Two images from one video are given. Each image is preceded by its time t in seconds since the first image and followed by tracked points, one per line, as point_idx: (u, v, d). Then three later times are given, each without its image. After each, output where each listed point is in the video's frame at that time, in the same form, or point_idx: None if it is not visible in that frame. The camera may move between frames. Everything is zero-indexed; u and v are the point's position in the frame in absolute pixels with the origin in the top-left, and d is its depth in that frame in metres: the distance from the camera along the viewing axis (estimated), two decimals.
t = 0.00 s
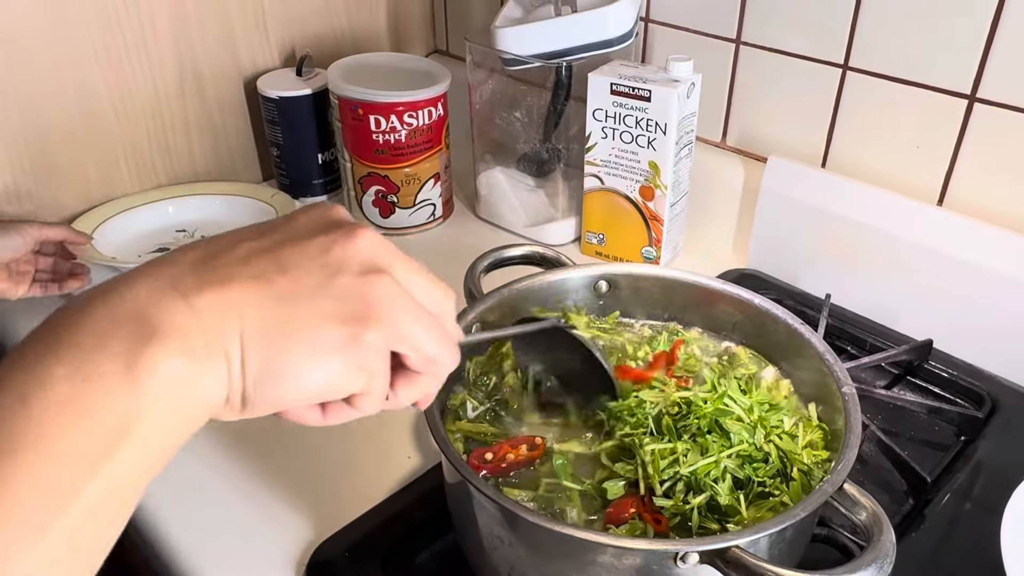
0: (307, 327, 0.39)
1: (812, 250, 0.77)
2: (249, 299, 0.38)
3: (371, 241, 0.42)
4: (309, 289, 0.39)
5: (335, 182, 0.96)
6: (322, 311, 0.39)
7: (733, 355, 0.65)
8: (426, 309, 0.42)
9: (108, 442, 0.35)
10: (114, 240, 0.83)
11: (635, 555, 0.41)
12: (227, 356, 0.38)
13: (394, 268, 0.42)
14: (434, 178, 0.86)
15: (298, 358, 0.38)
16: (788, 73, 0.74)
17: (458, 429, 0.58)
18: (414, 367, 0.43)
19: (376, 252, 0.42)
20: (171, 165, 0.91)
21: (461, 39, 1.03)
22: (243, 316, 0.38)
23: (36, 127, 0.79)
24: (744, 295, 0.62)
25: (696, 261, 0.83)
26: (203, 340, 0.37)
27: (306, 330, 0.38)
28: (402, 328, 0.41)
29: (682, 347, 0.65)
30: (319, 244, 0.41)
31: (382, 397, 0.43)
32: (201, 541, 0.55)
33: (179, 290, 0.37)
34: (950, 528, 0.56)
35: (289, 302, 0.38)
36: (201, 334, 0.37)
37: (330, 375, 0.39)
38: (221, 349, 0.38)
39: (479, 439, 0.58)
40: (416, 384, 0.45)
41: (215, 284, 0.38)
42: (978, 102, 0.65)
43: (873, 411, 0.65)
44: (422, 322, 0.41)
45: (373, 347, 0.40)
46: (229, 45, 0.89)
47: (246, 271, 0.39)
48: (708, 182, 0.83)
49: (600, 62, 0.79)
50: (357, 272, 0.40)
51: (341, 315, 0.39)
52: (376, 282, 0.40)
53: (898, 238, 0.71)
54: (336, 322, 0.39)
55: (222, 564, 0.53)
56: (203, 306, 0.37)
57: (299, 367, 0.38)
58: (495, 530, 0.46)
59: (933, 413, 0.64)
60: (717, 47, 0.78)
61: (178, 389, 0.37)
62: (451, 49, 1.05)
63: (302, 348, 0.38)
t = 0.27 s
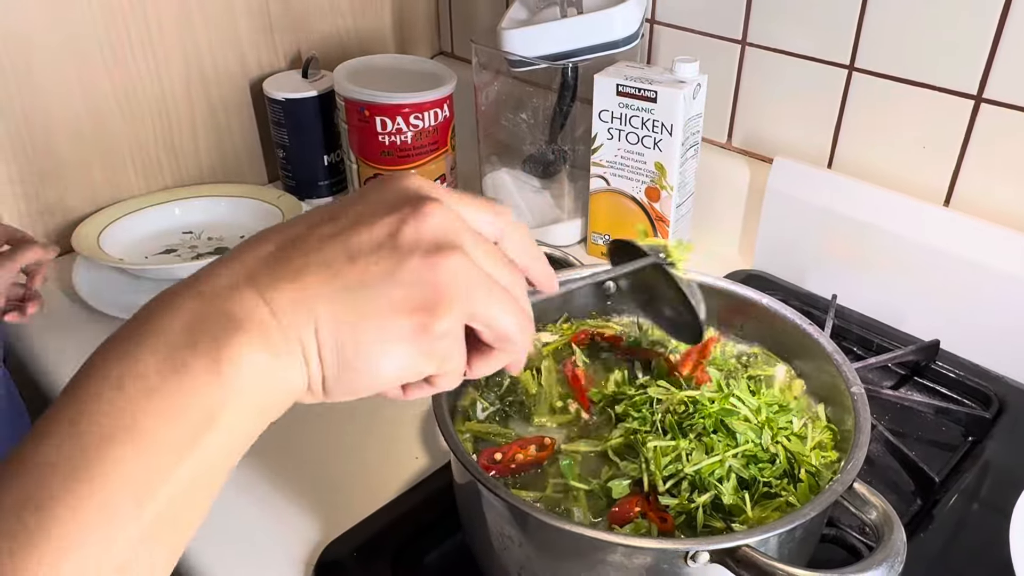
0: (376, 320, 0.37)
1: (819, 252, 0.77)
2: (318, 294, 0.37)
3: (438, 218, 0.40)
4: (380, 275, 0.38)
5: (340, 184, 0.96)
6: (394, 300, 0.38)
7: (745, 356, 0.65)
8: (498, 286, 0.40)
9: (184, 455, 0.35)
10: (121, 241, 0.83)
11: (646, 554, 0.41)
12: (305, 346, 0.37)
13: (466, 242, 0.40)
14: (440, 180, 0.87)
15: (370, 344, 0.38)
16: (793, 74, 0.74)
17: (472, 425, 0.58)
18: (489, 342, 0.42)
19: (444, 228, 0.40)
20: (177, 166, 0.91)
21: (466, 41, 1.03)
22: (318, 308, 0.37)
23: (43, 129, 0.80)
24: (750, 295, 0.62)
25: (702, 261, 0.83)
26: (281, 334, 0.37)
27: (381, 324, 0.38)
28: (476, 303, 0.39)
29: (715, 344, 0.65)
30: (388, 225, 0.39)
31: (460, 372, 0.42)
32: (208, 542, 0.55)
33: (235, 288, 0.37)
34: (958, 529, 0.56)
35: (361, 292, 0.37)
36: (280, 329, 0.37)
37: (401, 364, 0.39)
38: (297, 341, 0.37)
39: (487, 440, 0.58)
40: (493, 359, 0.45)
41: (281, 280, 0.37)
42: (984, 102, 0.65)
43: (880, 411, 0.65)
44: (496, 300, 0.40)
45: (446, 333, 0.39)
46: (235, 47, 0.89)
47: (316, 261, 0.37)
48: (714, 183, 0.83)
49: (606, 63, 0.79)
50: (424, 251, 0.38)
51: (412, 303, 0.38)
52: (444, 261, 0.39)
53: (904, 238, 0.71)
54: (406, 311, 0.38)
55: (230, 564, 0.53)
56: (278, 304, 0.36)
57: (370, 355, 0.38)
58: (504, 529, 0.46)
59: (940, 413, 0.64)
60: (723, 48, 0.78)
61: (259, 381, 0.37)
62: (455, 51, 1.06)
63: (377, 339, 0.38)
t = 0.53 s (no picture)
0: (307, 422, 0.35)
1: (822, 254, 0.77)
2: (249, 390, 0.35)
3: (385, 321, 0.38)
4: (313, 378, 0.36)
5: (344, 188, 0.96)
6: (330, 407, 0.36)
7: (752, 363, 0.65)
8: (440, 392, 0.38)
9: (187, 494, 0.35)
10: (127, 245, 0.83)
11: (651, 556, 0.42)
12: (224, 451, 0.35)
13: (415, 346, 0.38)
14: (443, 184, 0.87)
15: (299, 458, 0.36)
16: (796, 77, 0.74)
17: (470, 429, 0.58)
18: (421, 455, 0.40)
19: (393, 332, 0.38)
20: (182, 171, 0.91)
21: (470, 45, 1.04)
22: (255, 403, 0.35)
23: (50, 134, 0.80)
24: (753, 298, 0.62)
25: (705, 264, 0.84)
26: (198, 435, 0.34)
27: (314, 430, 0.36)
28: (422, 418, 0.38)
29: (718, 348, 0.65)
30: (337, 318, 0.37)
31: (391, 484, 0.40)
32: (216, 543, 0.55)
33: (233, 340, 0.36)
34: (962, 532, 0.57)
35: (291, 395, 0.35)
36: (196, 428, 0.34)
37: (325, 472, 0.36)
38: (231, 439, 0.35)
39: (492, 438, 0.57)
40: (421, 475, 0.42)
41: (227, 368, 0.35)
42: (987, 106, 0.65)
43: (884, 414, 0.65)
44: (443, 416, 0.38)
45: (383, 445, 0.37)
46: (241, 52, 0.90)
47: (262, 352, 0.36)
48: (717, 186, 0.83)
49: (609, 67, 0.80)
50: (367, 358, 0.37)
51: (349, 414, 0.36)
52: (386, 370, 0.37)
53: (907, 241, 0.71)
54: (339, 419, 0.36)
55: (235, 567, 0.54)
56: (202, 398, 0.34)
57: (314, 470, 0.36)
58: (510, 532, 0.46)
59: (943, 416, 0.64)
60: (726, 52, 0.78)
61: (170, 481, 0.34)
62: (459, 56, 1.06)
63: (304, 448, 0.36)
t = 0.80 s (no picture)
0: (203, 414, 0.35)
1: (826, 257, 0.77)
2: (123, 377, 0.34)
3: (296, 298, 0.39)
4: (200, 365, 0.35)
5: (349, 191, 0.97)
6: (232, 394, 0.35)
7: (758, 364, 0.65)
8: (344, 369, 0.38)
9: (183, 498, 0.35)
10: (133, 248, 0.84)
11: (658, 558, 0.42)
12: (102, 450, 0.34)
13: (327, 329, 0.39)
14: (448, 187, 0.87)
15: (193, 452, 0.35)
16: (801, 80, 0.75)
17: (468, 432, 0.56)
18: (342, 463, 0.40)
19: (300, 313, 0.39)
20: (188, 173, 0.91)
21: (474, 48, 1.04)
22: (121, 399, 0.34)
23: (56, 137, 0.80)
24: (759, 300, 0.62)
25: (709, 267, 0.84)
26: (71, 431, 0.34)
27: (223, 421, 0.35)
28: (336, 413, 0.37)
29: (725, 350, 0.65)
30: (233, 301, 0.38)
31: (307, 491, 0.39)
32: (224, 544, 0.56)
33: (163, 319, 0.36)
34: (967, 534, 0.57)
35: (182, 380, 0.35)
36: (68, 427, 0.34)
37: (234, 472, 0.36)
38: (88, 445, 0.34)
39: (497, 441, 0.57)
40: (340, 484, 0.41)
41: (100, 352, 0.35)
42: (991, 109, 0.65)
43: (889, 416, 0.65)
44: (356, 406, 0.38)
45: (297, 437, 0.36)
46: (246, 55, 0.90)
47: (138, 343, 0.35)
48: (721, 189, 0.83)
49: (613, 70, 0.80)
50: (273, 339, 0.37)
51: (254, 403, 0.36)
52: (299, 352, 0.37)
53: (911, 244, 0.71)
54: (247, 407, 0.35)
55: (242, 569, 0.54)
56: (68, 395, 0.34)
57: (211, 467, 0.35)
58: (517, 533, 0.46)
59: (949, 418, 0.64)
60: (730, 55, 0.78)
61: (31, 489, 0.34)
62: (463, 59, 1.06)
63: (211, 446, 0.35)
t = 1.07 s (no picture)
0: (375, 395, 0.37)
1: (829, 260, 0.77)
2: (312, 381, 0.36)
3: (436, 290, 0.40)
4: (377, 358, 0.37)
5: (352, 195, 0.97)
6: (394, 382, 0.37)
7: (770, 369, 0.65)
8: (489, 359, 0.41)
9: (263, 489, 0.37)
10: (136, 252, 0.84)
11: (661, 562, 0.42)
12: (295, 440, 0.37)
13: (461, 316, 0.40)
14: (451, 190, 0.87)
15: (365, 435, 0.37)
16: (804, 84, 0.75)
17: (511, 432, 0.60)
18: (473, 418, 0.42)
19: (440, 304, 0.40)
20: (191, 177, 0.92)
21: (477, 52, 1.04)
22: (312, 401, 0.36)
23: (60, 141, 0.81)
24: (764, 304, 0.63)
25: (712, 270, 0.84)
26: (273, 428, 0.36)
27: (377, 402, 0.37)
28: (472, 384, 0.40)
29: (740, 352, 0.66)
30: (386, 298, 0.39)
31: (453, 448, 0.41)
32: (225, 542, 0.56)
33: (323, 324, 0.37)
34: (971, 537, 0.57)
35: (355, 379, 0.37)
36: (267, 422, 0.36)
37: (398, 447, 0.38)
38: (288, 437, 0.36)
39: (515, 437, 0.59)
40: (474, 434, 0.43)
41: (290, 357, 0.36)
42: (993, 113, 0.65)
43: (891, 420, 0.65)
44: (489, 377, 0.40)
45: (446, 411, 0.39)
46: (249, 60, 0.90)
47: (311, 343, 0.37)
48: (723, 193, 0.83)
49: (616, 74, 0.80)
50: (422, 331, 0.38)
51: (415, 386, 0.38)
52: (442, 340, 0.39)
53: (914, 248, 0.71)
54: (410, 390, 0.38)
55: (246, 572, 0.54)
56: (271, 395, 0.36)
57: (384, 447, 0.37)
58: (520, 537, 0.46)
59: (951, 422, 0.64)
60: (732, 59, 0.79)
61: (248, 479, 0.36)
62: (466, 62, 1.07)
63: (372, 424, 0.37)
